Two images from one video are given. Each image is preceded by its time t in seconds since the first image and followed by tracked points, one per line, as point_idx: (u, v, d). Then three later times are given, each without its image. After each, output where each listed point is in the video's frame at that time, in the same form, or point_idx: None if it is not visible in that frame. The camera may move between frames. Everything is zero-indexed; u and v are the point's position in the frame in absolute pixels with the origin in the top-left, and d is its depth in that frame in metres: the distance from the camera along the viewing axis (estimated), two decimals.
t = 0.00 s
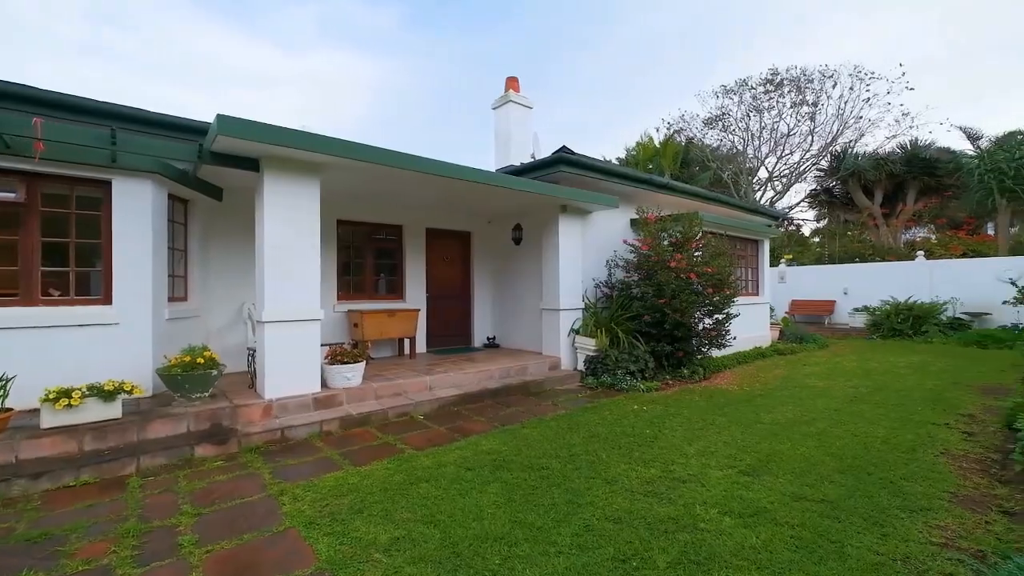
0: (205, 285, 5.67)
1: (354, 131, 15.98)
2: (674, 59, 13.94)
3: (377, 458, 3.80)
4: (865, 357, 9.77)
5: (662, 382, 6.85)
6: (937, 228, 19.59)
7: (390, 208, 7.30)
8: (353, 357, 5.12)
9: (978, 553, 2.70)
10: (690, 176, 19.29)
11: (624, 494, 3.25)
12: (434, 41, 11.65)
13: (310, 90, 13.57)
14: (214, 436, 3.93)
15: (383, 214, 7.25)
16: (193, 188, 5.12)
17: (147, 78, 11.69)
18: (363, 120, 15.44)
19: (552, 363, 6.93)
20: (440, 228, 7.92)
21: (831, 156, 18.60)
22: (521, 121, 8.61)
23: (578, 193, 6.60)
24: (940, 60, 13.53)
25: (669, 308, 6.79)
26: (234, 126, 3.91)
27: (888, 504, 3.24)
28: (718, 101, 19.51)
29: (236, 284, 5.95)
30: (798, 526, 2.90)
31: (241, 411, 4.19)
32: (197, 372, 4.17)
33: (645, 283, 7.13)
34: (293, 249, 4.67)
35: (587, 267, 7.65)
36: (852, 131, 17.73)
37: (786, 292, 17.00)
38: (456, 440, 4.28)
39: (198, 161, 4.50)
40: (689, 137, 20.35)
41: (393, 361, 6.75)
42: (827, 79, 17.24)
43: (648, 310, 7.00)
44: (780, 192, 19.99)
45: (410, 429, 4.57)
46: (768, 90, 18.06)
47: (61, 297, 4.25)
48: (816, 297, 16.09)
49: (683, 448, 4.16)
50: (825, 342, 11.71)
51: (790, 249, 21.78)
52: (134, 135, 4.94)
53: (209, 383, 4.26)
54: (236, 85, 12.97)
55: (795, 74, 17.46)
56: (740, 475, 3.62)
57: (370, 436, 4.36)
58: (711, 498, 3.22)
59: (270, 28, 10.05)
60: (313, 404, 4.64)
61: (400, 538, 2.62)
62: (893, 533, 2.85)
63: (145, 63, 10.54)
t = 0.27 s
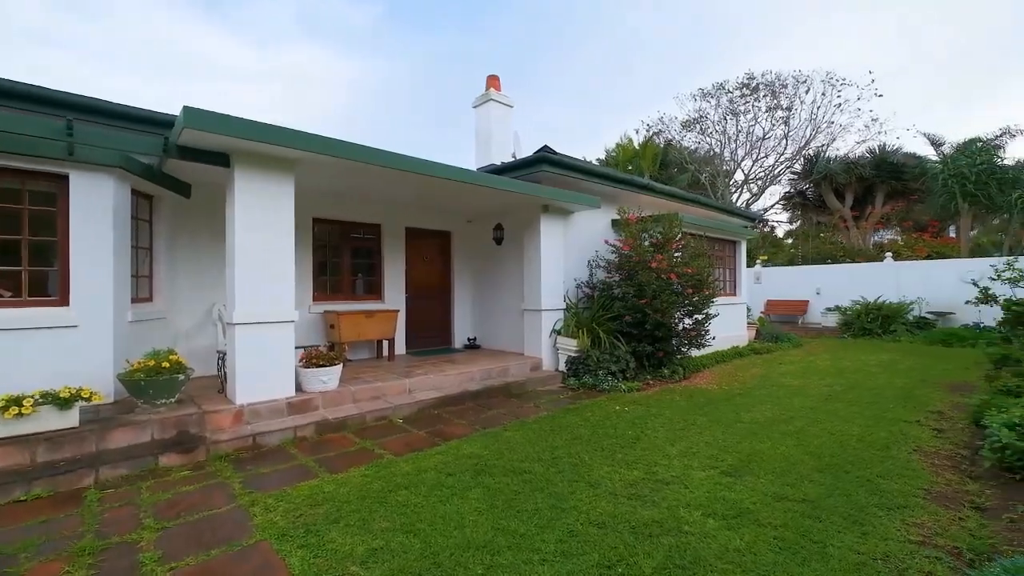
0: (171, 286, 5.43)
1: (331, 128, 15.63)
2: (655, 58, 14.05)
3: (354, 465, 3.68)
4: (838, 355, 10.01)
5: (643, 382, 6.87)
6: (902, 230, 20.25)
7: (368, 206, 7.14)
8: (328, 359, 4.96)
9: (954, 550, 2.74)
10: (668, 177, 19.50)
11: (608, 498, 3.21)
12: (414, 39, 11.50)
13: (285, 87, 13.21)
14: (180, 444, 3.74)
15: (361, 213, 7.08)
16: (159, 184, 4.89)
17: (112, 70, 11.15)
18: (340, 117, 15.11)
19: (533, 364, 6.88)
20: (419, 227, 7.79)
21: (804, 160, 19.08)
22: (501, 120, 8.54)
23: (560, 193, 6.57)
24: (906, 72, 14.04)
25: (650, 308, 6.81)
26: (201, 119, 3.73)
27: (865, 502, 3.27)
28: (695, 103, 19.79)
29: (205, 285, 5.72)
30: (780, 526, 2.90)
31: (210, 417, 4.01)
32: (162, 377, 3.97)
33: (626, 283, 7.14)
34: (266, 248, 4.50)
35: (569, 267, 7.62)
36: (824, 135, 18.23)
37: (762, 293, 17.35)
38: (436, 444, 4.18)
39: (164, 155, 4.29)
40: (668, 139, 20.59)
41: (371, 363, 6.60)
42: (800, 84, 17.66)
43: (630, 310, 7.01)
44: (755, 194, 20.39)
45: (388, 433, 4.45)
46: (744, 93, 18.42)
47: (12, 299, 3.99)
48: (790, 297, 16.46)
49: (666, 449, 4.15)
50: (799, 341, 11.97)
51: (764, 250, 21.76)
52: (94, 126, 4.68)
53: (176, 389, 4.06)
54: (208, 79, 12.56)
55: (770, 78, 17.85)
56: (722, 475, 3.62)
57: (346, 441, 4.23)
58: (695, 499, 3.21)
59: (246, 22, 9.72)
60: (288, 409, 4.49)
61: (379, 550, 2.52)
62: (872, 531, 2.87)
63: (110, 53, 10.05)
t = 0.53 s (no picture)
0: (135, 287, 5.19)
1: (306, 126, 15.26)
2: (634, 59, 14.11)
3: (330, 471, 3.56)
4: (810, 354, 10.26)
5: (624, 382, 6.88)
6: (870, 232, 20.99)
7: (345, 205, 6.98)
8: (303, 362, 4.81)
9: (928, 545, 2.79)
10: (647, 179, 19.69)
11: (590, 501, 3.18)
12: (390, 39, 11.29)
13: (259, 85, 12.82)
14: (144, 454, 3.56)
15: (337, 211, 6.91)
16: (122, 179, 4.67)
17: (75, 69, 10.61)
18: (316, 115, 14.78)
19: (514, 365, 6.83)
20: (398, 227, 7.66)
21: (777, 163, 19.55)
22: (481, 119, 8.47)
23: (540, 193, 6.54)
24: (873, 82, 14.53)
25: (630, 308, 6.84)
26: (166, 112, 3.55)
27: (842, 499, 3.32)
28: (673, 106, 20.04)
29: (171, 286, 5.49)
30: (761, 526, 2.91)
31: (176, 424, 3.83)
32: (125, 383, 3.77)
33: (606, 284, 7.15)
34: (237, 247, 4.33)
35: (549, 267, 7.60)
36: (796, 139, 18.74)
37: (737, 293, 17.68)
38: (416, 449, 4.08)
39: (126, 149, 4.09)
40: (646, 141, 20.80)
41: (348, 365, 6.44)
42: (774, 89, 18.12)
43: (610, 310, 7.02)
44: (731, 196, 20.76)
45: (365, 438, 4.33)
46: (720, 97, 18.77)
47: None
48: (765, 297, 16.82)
49: (647, 450, 4.15)
50: (773, 340, 12.22)
51: (739, 251, 21.90)
52: (49, 118, 4.43)
53: (139, 395, 3.87)
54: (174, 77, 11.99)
55: (744, 83, 18.25)
56: (702, 475, 3.63)
57: (322, 447, 4.10)
58: (677, 500, 3.20)
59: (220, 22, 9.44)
60: (259, 414, 4.33)
61: (356, 561, 2.42)
62: (849, 528, 2.91)
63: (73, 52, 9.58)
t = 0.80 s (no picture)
0: (95, 288, 4.95)
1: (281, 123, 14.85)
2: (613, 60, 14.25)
3: (305, 478, 3.44)
4: (784, 353, 10.50)
5: (604, 383, 6.89)
6: (839, 234, 21.60)
7: (321, 203, 6.81)
8: (276, 365, 4.65)
9: (902, 540, 2.84)
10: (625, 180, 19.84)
11: (572, 504, 3.14)
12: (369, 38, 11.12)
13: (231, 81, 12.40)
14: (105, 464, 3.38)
15: (313, 209, 6.73)
16: (81, 174, 4.44)
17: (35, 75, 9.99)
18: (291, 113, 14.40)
19: (494, 366, 6.76)
20: (376, 226, 7.51)
21: (751, 166, 20.00)
22: (461, 118, 8.39)
23: (521, 193, 6.49)
24: (843, 88, 14.98)
25: (610, 309, 6.86)
26: (126, 103, 3.36)
27: (819, 496, 3.37)
28: (651, 109, 20.26)
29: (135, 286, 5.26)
30: (742, 525, 2.92)
31: (141, 431, 3.65)
32: (84, 389, 3.58)
33: (586, 284, 7.15)
34: (206, 246, 4.15)
35: (529, 267, 7.56)
36: (770, 143, 19.25)
37: (713, 293, 17.98)
38: (394, 453, 3.98)
39: (86, 142, 3.88)
40: (624, 143, 20.98)
41: (323, 368, 6.28)
42: (748, 93, 18.60)
43: (590, 311, 7.02)
44: (708, 198, 20.98)
45: (341, 443, 4.21)
46: (697, 101, 19.12)
47: None
48: (739, 298, 17.16)
49: (628, 450, 4.15)
50: (748, 340, 12.46)
51: (715, 252, 22.28)
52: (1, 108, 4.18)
53: (100, 401, 3.68)
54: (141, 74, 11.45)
55: (720, 87, 18.66)
56: (683, 476, 3.64)
57: (296, 453, 3.96)
58: (659, 501, 3.19)
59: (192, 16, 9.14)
60: (229, 420, 4.16)
61: (332, 572, 2.33)
62: (827, 526, 2.95)
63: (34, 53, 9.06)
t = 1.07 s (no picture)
0: (54, 289, 4.70)
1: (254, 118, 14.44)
2: (593, 62, 14.33)
3: (280, 485, 3.32)
4: (759, 352, 10.71)
5: (585, 383, 6.89)
6: (811, 236, 22.18)
7: (297, 201, 6.63)
8: (249, 368, 4.49)
9: (879, 536, 2.89)
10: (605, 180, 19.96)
11: (557, 506, 3.11)
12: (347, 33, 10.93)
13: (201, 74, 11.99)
14: (64, 474, 3.19)
15: (289, 207, 6.55)
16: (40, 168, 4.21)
17: None
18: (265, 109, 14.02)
19: (475, 367, 6.69)
20: (354, 225, 7.36)
21: (727, 169, 20.39)
22: (441, 115, 8.28)
23: (503, 192, 6.44)
24: (815, 95, 15.39)
25: (592, 309, 6.86)
26: (86, 91, 3.17)
27: (799, 494, 3.41)
28: (630, 111, 20.46)
29: (98, 286, 5.02)
30: (725, 525, 2.93)
31: (104, 438, 3.47)
32: (41, 395, 3.38)
33: (568, 284, 7.14)
34: (174, 244, 3.98)
35: (511, 267, 7.52)
36: (745, 146, 19.64)
37: (691, 293, 18.25)
38: (374, 457, 3.88)
39: (46, 133, 3.68)
40: (604, 144, 21.13)
41: (299, 370, 6.10)
42: (724, 97, 18.95)
43: (572, 311, 7.02)
44: (685, 200, 21.22)
45: (318, 448, 4.09)
46: (674, 104, 19.41)
47: None
48: (715, 298, 17.45)
49: (612, 450, 4.14)
50: (725, 339, 12.68)
51: (691, 252, 22.60)
52: None
53: (59, 408, 3.48)
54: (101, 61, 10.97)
55: (697, 91, 18.97)
56: (667, 475, 3.64)
57: (270, 459, 3.83)
58: (643, 502, 3.18)
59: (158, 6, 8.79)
60: (200, 425, 4.00)
61: None
62: (808, 523, 2.97)
63: None
